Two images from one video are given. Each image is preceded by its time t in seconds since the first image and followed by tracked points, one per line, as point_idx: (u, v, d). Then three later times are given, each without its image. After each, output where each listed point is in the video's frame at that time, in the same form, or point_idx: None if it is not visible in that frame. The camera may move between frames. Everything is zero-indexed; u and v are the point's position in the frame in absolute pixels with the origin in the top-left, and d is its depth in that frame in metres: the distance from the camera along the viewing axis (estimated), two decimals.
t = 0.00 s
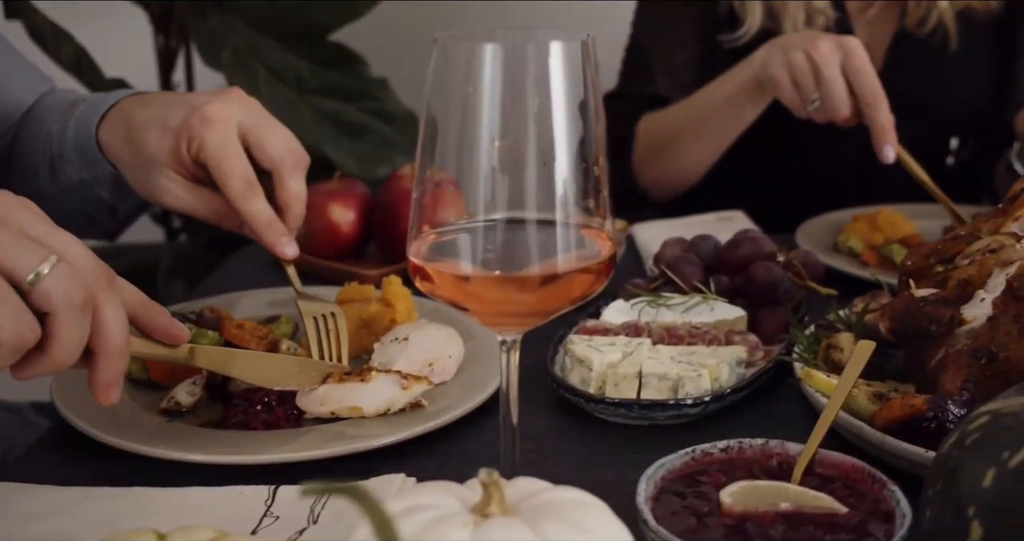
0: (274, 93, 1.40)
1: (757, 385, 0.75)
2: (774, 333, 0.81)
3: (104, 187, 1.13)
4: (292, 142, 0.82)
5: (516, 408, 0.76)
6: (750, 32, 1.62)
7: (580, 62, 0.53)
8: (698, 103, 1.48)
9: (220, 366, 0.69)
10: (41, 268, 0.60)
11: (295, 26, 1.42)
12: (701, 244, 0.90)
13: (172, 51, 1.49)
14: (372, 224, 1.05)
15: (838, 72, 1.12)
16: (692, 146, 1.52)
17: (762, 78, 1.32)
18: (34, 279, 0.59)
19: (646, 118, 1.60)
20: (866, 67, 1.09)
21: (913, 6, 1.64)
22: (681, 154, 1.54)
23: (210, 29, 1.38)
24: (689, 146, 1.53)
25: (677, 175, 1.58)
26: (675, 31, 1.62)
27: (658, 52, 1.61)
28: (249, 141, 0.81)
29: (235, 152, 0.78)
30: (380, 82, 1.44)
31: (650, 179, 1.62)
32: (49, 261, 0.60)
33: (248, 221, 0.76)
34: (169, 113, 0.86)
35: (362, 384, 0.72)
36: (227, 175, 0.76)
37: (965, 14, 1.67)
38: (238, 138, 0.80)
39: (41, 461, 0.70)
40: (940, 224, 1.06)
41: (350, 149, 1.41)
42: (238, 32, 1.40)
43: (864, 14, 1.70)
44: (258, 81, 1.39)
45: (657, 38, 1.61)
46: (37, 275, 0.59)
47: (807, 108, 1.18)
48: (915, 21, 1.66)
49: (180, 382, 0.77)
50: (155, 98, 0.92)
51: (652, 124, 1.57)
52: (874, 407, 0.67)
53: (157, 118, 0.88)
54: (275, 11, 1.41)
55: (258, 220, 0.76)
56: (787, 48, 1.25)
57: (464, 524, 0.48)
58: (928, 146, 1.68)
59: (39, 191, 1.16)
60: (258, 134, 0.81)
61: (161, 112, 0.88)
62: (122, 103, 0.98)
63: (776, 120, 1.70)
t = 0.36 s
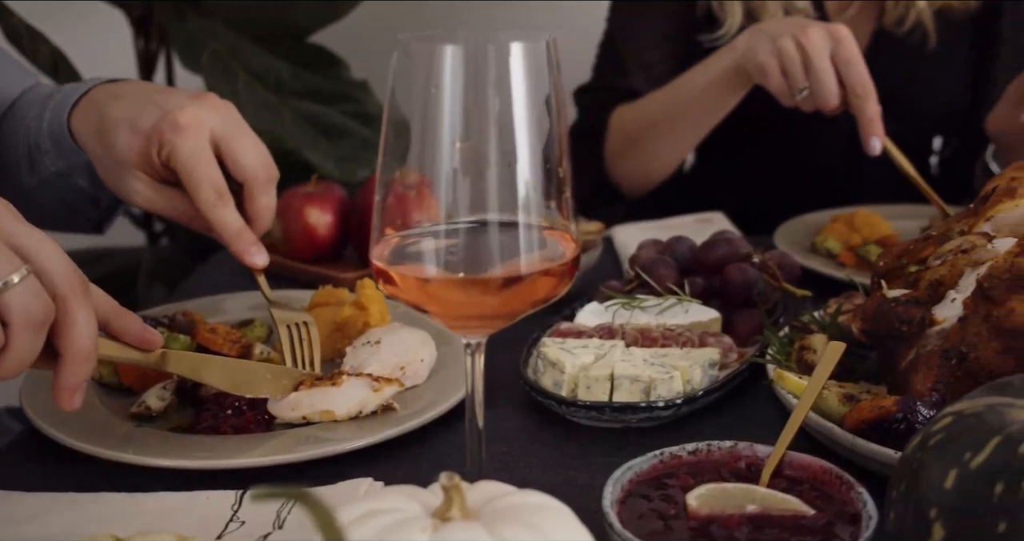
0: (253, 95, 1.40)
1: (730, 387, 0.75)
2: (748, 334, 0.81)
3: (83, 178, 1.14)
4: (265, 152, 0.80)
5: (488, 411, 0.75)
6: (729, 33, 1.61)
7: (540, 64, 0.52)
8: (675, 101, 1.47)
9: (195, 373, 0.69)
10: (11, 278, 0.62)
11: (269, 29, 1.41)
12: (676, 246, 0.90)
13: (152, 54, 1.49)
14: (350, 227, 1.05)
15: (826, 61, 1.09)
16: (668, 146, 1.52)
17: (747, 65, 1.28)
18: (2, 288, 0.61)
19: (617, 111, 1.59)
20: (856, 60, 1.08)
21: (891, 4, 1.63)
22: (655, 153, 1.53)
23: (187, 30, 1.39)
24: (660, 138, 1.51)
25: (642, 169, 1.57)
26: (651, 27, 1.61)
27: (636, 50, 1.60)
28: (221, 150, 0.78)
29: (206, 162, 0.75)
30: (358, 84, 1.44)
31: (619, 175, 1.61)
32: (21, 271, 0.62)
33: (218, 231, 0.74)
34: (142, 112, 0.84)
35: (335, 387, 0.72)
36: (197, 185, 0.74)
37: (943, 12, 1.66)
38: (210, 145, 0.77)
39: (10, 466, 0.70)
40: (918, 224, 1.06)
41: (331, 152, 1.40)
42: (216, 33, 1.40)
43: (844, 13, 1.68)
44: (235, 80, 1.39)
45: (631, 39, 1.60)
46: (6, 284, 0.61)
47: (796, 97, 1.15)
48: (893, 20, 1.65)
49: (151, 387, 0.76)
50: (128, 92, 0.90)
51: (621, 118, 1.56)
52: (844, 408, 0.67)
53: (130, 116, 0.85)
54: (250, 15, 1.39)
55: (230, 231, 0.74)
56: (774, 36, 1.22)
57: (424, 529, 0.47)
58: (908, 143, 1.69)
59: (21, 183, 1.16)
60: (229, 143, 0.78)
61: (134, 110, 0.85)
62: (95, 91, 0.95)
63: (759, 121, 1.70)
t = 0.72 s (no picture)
0: (233, 97, 1.40)
1: (702, 389, 0.75)
2: (723, 336, 0.80)
3: (62, 176, 1.13)
4: (245, 163, 0.78)
5: (460, 413, 0.75)
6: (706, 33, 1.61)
7: (500, 66, 0.53)
8: (659, 105, 1.47)
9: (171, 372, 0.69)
10: None
11: (247, 28, 1.43)
12: (652, 248, 0.90)
13: (133, 57, 1.48)
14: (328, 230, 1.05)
15: (814, 60, 1.09)
16: (648, 146, 1.51)
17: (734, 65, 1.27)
18: None
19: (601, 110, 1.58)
20: (845, 60, 1.07)
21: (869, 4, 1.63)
22: (637, 154, 1.53)
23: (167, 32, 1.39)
24: (645, 137, 1.50)
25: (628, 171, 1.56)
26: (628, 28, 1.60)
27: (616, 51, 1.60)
28: (200, 157, 0.77)
29: (187, 168, 0.75)
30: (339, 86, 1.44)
31: (602, 176, 1.60)
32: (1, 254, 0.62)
33: (194, 237, 0.74)
34: (121, 104, 0.83)
35: (307, 388, 0.72)
36: (175, 193, 0.74)
37: (920, 11, 1.66)
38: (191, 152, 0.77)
39: None
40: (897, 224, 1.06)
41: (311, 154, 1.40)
42: (196, 35, 1.40)
43: (822, 13, 1.69)
44: (216, 81, 1.38)
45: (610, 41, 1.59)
46: None
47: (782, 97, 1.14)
48: (870, 20, 1.64)
49: (122, 392, 0.76)
50: (110, 79, 0.88)
51: (604, 121, 1.56)
52: (814, 410, 0.67)
53: (111, 106, 0.84)
54: (234, 15, 1.41)
55: (204, 237, 0.74)
56: (762, 39, 1.21)
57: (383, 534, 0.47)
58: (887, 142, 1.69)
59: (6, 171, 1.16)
60: (209, 151, 0.77)
61: (116, 101, 0.83)
62: (79, 73, 0.92)
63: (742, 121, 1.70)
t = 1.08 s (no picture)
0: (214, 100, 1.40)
1: (675, 391, 0.75)
2: (696, 337, 0.80)
3: (41, 179, 1.13)
4: (219, 165, 0.77)
5: (432, 417, 0.75)
6: (684, 35, 1.62)
7: (463, 69, 0.53)
8: (642, 115, 1.46)
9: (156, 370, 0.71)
10: None
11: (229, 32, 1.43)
12: (627, 250, 0.90)
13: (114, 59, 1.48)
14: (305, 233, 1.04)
15: (790, 61, 1.09)
16: (631, 152, 1.51)
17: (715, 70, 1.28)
18: None
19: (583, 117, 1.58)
20: (820, 63, 1.07)
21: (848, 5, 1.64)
22: (619, 160, 1.52)
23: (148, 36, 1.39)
24: (626, 149, 1.50)
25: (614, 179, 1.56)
26: (606, 34, 1.59)
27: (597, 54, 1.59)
28: (174, 157, 0.76)
29: (158, 167, 0.74)
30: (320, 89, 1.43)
31: (584, 181, 1.59)
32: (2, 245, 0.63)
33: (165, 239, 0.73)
34: (95, 102, 0.83)
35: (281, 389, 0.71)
36: (145, 193, 0.73)
37: (899, 12, 1.67)
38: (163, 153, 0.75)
39: None
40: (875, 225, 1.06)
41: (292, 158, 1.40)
42: (177, 38, 1.40)
43: (802, 15, 1.69)
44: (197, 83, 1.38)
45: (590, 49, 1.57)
46: None
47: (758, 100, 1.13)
48: (850, 21, 1.66)
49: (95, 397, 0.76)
50: (90, 74, 0.87)
51: (586, 130, 1.55)
52: (784, 412, 0.67)
53: (87, 101, 0.84)
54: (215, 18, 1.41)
55: (175, 238, 0.72)
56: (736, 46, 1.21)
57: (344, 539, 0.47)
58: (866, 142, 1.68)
59: None
60: (183, 152, 0.76)
61: (91, 98, 0.83)
62: (60, 66, 0.92)
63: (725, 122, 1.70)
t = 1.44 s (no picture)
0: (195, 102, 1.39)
1: (649, 394, 0.74)
2: (671, 340, 0.80)
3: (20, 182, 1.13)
4: (182, 166, 0.78)
5: (406, 420, 0.75)
6: (663, 37, 1.62)
7: (425, 73, 0.53)
8: (622, 123, 1.46)
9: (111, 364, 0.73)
10: None
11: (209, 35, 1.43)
12: (603, 252, 0.89)
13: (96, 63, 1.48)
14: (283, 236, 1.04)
15: (764, 67, 1.09)
16: (613, 157, 1.51)
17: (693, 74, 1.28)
18: None
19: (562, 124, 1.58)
20: (794, 66, 1.07)
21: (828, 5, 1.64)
22: (604, 159, 1.51)
23: (129, 40, 1.38)
24: (607, 158, 1.51)
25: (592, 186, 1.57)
26: (585, 37, 1.58)
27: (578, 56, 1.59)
28: (136, 164, 0.77)
29: (122, 174, 0.75)
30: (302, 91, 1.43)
31: (566, 185, 1.59)
32: None
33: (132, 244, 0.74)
34: (52, 109, 0.83)
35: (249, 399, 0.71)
36: (111, 199, 0.74)
37: (878, 14, 1.67)
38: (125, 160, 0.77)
39: None
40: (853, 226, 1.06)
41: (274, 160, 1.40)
42: (158, 41, 1.39)
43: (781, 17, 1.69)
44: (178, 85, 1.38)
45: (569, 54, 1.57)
46: None
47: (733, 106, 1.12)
48: (830, 21, 1.66)
49: (67, 402, 0.76)
50: (50, 83, 0.87)
51: (567, 135, 1.55)
52: (755, 414, 0.67)
53: (42, 110, 0.84)
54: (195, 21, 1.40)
55: (142, 243, 0.74)
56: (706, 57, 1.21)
57: None
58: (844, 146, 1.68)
59: None
60: (145, 158, 0.77)
61: (50, 107, 0.83)
62: (20, 71, 0.90)
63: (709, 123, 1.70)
